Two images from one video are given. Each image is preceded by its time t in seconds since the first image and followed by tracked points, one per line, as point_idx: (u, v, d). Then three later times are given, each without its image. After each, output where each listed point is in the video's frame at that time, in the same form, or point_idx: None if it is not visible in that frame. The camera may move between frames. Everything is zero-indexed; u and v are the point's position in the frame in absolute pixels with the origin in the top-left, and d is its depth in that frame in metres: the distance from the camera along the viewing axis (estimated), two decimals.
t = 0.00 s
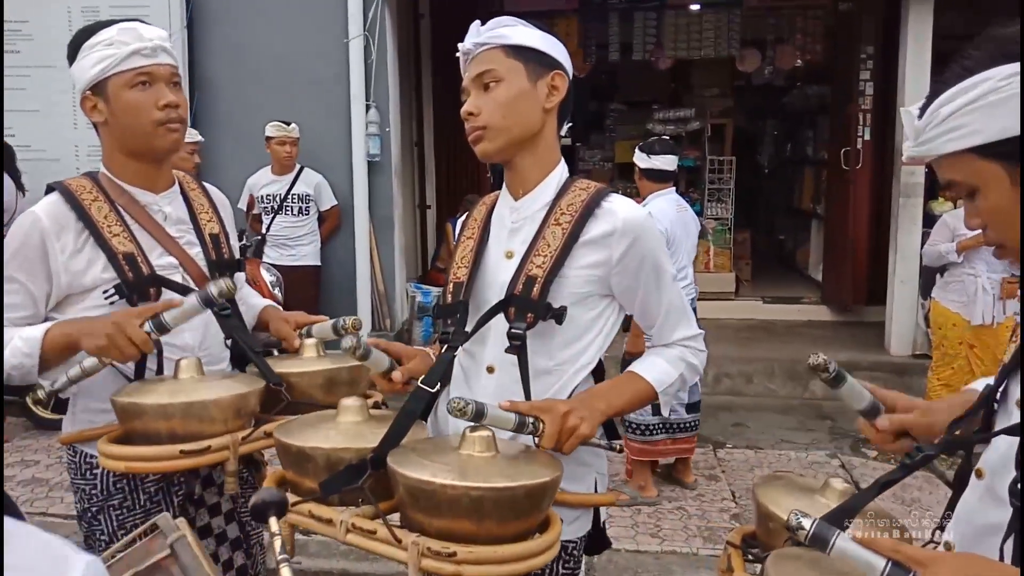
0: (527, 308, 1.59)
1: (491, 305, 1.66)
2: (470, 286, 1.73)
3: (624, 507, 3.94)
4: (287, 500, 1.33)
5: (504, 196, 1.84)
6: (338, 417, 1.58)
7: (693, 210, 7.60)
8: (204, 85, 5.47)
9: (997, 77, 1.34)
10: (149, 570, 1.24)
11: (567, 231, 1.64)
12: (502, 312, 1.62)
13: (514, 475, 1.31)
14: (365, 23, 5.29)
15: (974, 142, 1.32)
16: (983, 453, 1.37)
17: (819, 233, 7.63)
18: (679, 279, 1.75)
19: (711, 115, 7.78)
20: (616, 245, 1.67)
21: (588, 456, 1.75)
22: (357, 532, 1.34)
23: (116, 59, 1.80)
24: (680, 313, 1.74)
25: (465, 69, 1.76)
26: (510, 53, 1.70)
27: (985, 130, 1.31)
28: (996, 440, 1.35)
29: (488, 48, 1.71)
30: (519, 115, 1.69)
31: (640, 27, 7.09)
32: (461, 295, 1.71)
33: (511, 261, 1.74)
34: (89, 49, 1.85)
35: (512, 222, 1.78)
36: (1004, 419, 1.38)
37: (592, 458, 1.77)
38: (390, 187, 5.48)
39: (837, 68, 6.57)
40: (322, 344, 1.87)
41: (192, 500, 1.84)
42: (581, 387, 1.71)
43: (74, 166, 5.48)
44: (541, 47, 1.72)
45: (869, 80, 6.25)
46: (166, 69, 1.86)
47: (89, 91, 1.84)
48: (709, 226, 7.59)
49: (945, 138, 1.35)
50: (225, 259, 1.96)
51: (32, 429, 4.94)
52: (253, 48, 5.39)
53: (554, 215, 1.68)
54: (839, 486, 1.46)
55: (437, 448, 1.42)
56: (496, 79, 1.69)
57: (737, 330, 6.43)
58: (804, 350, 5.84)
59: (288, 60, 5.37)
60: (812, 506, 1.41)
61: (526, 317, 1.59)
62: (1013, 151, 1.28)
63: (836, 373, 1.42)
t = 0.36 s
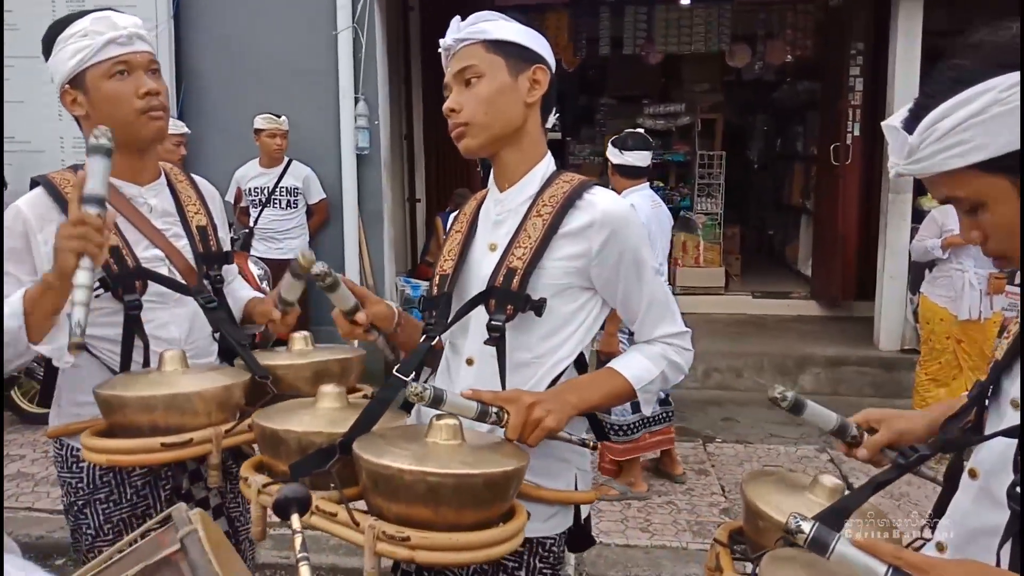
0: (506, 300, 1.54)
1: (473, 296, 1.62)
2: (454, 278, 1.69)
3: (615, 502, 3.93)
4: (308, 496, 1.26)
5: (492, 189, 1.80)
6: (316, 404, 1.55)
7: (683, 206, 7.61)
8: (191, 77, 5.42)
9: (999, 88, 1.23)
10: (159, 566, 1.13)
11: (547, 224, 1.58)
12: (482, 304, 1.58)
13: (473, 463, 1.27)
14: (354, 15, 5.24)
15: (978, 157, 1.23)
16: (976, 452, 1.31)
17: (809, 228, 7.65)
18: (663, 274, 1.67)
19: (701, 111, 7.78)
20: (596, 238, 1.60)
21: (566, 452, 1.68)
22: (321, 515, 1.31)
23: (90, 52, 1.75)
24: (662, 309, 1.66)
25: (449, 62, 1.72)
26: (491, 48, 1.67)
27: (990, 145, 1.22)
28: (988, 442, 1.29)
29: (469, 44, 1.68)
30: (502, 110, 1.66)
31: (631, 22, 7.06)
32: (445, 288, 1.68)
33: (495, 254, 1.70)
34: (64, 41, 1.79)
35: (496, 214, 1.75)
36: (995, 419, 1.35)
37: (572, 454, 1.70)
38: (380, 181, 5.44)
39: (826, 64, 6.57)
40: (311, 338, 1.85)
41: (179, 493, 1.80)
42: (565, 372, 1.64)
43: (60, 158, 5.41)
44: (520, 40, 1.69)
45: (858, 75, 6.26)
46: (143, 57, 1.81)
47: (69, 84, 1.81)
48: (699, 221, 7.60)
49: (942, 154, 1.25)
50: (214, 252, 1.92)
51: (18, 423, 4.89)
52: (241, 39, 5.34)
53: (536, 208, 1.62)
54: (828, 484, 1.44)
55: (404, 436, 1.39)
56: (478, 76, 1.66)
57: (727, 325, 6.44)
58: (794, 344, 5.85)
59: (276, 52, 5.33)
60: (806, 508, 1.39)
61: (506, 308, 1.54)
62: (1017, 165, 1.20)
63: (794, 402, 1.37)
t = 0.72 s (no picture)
0: (502, 302, 1.54)
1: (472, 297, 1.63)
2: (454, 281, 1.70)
3: (628, 503, 3.92)
4: (301, 491, 1.23)
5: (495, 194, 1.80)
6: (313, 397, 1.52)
7: (700, 206, 7.58)
8: (208, 80, 5.47)
9: (1008, 82, 1.22)
10: (151, 558, 1.16)
11: (545, 228, 1.58)
12: (479, 305, 1.58)
13: (449, 457, 1.26)
14: (369, 17, 5.28)
15: (988, 153, 1.22)
16: (979, 461, 1.29)
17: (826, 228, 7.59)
18: (662, 280, 1.64)
19: (717, 110, 7.73)
20: (592, 243, 1.59)
21: (557, 456, 1.67)
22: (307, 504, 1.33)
23: (91, 58, 1.78)
24: (660, 316, 1.63)
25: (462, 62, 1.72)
26: (510, 56, 1.66)
27: (1002, 141, 1.20)
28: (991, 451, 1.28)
29: (488, 47, 1.66)
30: (514, 119, 1.66)
31: (646, 21, 7.04)
32: (444, 289, 1.69)
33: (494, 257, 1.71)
34: (71, 49, 1.83)
35: (498, 218, 1.75)
36: (996, 425, 1.32)
37: (563, 458, 1.69)
38: (395, 182, 5.47)
39: (844, 62, 6.52)
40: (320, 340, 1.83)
41: (189, 492, 1.82)
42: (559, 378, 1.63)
43: (80, 161, 5.47)
44: (535, 50, 1.68)
45: (876, 73, 6.21)
46: (145, 62, 1.83)
47: (78, 91, 1.83)
48: (716, 221, 7.41)
49: (950, 153, 1.24)
50: (222, 257, 1.94)
51: (39, 423, 4.95)
52: (258, 42, 5.39)
53: (535, 212, 1.63)
54: (827, 491, 1.43)
55: (391, 429, 1.38)
56: (494, 82, 1.65)
57: (744, 327, 6.40)
58: (812, 345, 5.80)
59: (292, 56, 5.36)
60: (805, 519, 1.37)
61: (502, 310, 1.54)
62: None
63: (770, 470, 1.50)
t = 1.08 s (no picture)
0: (498, 304, 1.54)
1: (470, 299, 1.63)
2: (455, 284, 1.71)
3: (643, 505, 3.91)
4: (267, 477, 1.29)
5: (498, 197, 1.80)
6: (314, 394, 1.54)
7: (722, 208, 7.52)
8: (232, 80, 5.53)
9: (997, 95, 1.19)
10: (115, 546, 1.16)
11: (542, 231, 1.58)
12: (477, 306, 1.59)
13: (434, 455, 1.26)
14: (390, 18, 5.30)
15: (977, 169, 1.20)
16: (974, 467, 1.27)
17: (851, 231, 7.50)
18: (660, 284, 1.63)
19: (741, 111, 7.67)
20: (589, 246, 1.58)
21: (555, 458, 1.67)
22: (298, 497, 1.35)
23: (103, 58, 1.81)
24: (659, 319, 1.61)
25: (479, 60, 1.70)
26: (536, 64, 1.66)
27: (990, 158, 1.18)
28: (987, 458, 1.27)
29: (512, 49, 1.65)
30: (533, 132, 1.66)
31: (669, 21, 7.00)
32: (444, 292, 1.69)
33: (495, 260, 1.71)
34: (83, 48, 1.86)
35: (501, 220, 1.75)
36: (994, 436, 1.31)
37: (563, 461, 1.69)
38: (415, 182, 5.48)
39: (870, 62, 6.43)
40: (324, 336, 1.82)
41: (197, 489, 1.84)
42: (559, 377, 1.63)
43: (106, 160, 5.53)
44: (559, 64, 1.69)
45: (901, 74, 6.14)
46: (156, 63, 1.85)
47: (87, 90, 1.86)
48: (738, 223, 7.47)
49: (938, 170, 1.21)
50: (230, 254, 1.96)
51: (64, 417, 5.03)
52: (281, 42, 5.43)
53: (535, 215, 1.63)
54: (815, 494, 1.43)
55: (383, 427, 1.39)
56: (517, 89, 1.64)
57: (765, 330, 6.35)
58: (834, 349, 5.74)
59: (314, 56, 5.41)
60: (793, 520, 1.38)
61: (498, 312, 1.54)
62: (1017, 176, 1.18)
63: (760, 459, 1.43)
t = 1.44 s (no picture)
0: (507, 306, 1.57)
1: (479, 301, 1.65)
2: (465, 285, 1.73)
3: (657, 510, 3.90)
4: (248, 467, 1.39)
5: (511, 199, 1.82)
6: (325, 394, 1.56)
7: (742, 213, 7.49)
8: (253, 85, 5.60)
9: (1005, 86, 1.19)
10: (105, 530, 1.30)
11: (551, 234, 1.60)
12: (486, 307, 1.60)
13: (436, 452, 1.28)
14: (410, 24, 5.34)
15: (984, 159, 1.19)
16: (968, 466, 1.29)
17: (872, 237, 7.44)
18: (669, 288, 1.63)
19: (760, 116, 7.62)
20: (598, 249, 1.59)
21: (562, 460, 1.68)
22: (303, 493, 1.36)
23: (116, 66, 1.84)
24: (667, 323, 1.62)
25: (496, 60, 1.71)
26: (551, 67, 1.66)
27: (1000, 148, 1.18)
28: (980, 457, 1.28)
29: (530, 52, 1.66)
30: (546, 135, 1.67)
31: (688, 27, 7.00)
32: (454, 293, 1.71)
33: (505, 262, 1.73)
34: (95, 58, 1.90)
35: (512, 222, 1.77)
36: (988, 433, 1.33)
37: (569, 463, 1.70)
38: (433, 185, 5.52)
39: (892, 67, 6.38)
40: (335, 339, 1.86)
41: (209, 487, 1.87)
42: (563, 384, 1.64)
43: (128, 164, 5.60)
44: (575, 69, 1.70)
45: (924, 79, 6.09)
46: (167, 71, 1.89)
47: (103, 99, 1.91)
48: (758, 228, 7.40)
49: (946, 158, 1.21)
50: (244, 256, 1.98)
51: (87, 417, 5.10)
52: (302, 49, 5.49)
53: (545, 217, 1.64)
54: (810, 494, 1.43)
55: (391, 426, 1.41)
56: (532, 92, 1.64)
57: (783, 337, 6.32)
58: (854, 355, 5.70)
59: (333, 62, 5.46)
60: (785, 519, 1.39)
61: (506, 315, 1.57)
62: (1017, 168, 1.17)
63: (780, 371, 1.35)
